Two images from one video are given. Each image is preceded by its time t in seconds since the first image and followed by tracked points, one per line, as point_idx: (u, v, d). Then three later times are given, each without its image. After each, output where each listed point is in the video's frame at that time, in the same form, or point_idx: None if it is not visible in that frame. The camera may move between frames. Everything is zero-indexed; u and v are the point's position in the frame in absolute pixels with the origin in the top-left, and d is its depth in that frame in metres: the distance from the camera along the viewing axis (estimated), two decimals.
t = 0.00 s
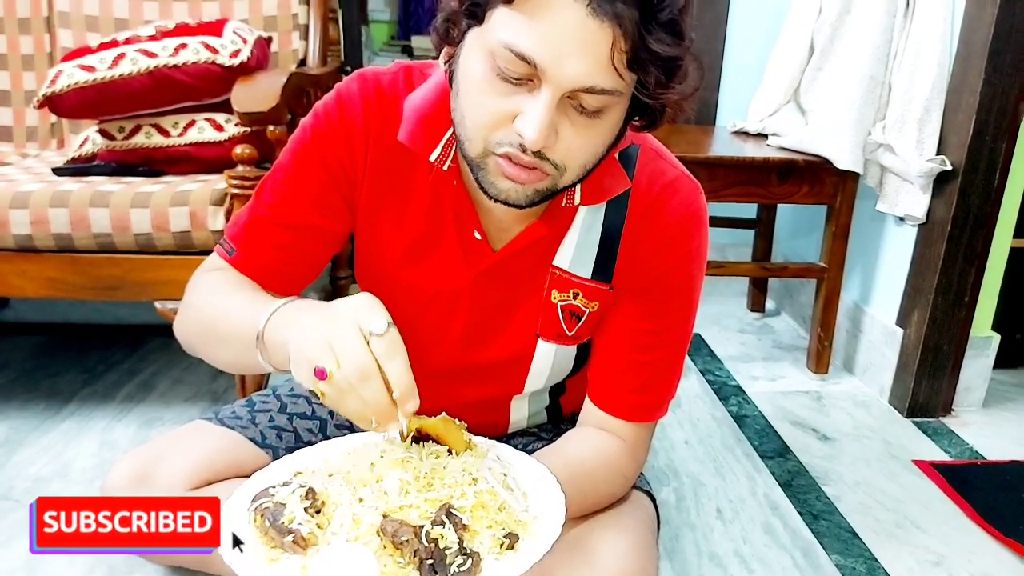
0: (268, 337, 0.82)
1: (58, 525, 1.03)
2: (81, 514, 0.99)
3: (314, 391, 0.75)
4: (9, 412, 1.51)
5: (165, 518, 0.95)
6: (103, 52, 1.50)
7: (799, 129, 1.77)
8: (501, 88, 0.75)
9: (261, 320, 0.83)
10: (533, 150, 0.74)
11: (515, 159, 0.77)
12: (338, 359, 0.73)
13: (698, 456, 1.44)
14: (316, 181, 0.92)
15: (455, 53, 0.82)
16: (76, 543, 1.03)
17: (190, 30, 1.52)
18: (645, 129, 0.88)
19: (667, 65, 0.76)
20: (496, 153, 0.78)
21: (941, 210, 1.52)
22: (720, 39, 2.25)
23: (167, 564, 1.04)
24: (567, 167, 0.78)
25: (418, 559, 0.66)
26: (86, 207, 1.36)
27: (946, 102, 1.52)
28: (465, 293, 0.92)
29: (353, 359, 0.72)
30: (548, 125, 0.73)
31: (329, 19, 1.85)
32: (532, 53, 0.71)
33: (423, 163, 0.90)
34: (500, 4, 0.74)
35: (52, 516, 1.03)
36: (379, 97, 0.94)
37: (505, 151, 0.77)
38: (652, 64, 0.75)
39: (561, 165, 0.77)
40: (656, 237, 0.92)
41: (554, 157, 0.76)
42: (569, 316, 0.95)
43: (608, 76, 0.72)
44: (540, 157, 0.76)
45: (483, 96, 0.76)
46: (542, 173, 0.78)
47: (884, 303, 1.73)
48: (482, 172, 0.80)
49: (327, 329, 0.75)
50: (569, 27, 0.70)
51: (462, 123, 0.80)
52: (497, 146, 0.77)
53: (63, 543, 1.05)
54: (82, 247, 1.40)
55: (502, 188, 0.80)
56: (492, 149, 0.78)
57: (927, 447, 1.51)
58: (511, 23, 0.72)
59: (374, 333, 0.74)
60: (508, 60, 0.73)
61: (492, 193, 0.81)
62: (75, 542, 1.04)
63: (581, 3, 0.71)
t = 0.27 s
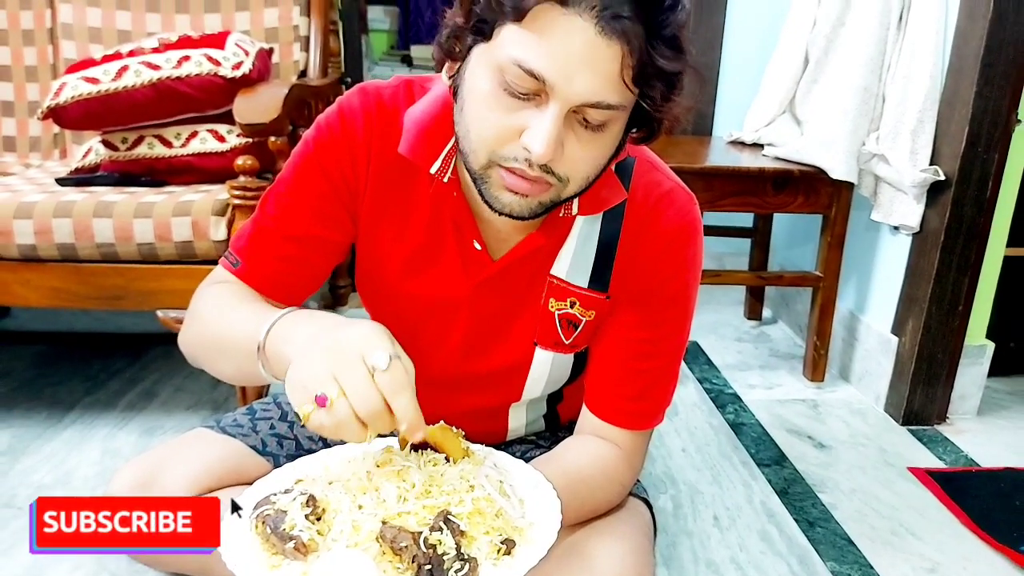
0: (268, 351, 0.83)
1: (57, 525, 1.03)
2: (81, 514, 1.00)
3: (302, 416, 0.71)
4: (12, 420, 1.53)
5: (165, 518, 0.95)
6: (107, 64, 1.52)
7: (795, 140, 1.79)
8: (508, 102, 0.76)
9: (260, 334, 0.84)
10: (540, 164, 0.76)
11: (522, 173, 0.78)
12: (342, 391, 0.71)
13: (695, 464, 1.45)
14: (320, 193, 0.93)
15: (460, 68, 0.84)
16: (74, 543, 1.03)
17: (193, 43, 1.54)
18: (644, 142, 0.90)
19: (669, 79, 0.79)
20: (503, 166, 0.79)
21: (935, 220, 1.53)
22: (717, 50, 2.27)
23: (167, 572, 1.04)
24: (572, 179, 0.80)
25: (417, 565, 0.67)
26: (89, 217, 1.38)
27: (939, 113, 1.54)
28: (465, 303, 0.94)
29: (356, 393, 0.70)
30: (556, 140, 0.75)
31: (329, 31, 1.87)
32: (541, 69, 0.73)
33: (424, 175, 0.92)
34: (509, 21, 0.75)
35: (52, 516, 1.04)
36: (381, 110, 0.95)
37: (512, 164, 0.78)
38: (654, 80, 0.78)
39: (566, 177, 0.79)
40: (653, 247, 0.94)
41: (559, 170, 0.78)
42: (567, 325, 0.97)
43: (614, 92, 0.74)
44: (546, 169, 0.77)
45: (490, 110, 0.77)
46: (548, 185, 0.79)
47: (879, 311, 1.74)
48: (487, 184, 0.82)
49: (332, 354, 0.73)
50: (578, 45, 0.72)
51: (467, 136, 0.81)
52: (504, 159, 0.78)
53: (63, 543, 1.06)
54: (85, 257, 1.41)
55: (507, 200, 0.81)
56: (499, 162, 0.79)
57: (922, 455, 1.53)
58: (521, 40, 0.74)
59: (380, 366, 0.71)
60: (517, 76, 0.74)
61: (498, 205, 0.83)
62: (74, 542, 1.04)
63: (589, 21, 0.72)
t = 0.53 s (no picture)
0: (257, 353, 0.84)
1: (57, 525, 1.11)
2: (81, 515, 1.07)
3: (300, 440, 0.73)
4: (12, 423, 1.53)
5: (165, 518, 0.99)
6: (107, 70, 1.53)
7: (789, 143, 1.81)
8: (499, 109, 0.78)
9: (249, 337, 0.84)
10: (529, 170, 0.77)
11: (511, 179, 0.80)
12: (328, 422, 0.70)
13: (691, 466, 1.47)
14: (319, 199, 0.94)
15: (456, 74, 0.85)
16: (75, 542, 1.10)
17: (192, 48, 1.55)
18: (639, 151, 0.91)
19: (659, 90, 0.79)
20: (493, 172, 0.80)
21: (928, 223, 1.55)
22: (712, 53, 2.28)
23: (168, 573, 1.05)
24: (561, 185, 0.81)
25: (419, 563, 0.69)
26: (89, 222, 1.39)
27: (932, 117, 1.55)
28: (464, 307, 0.95)
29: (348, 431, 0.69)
30: (544, 147, 0.76)
31: (327, 36, 1.88)
32: (530, 77, 0.74)
33: (423, 181, 0.93)
34: (501, 29, 0.76)
35: (52, 516, 1.12)
36: (380, 117, 0.97)
37: (502, 170, 0.79)
38: (642, 90, 0.79)
39: (556, 184, 0.80)
40: (649, 252, 0.95)
41: (549, 176, 0.79)
42: (565, 329, 0.98)
43: (602, 101, 0.75)
44: (536, 176, 0.78)
45: (482, 117, 0.79)
46: (537, 191, 0.80)
47: (873, 313, 1.76)
48: (479, 189, 0.83)
49: (318, 376, 0.72)
50: (567, 54, 0.73)
51: (461, 141, 0.83)
52: (495, 165, 0.80)
53: (62, 543, 1.12)
54: (85, 261, 1.42)
55: (498, 205, 0.83)
56: (490, 168, 0.80)
57: (916, 456, 1.54)
58: (511, 48, 0.75)
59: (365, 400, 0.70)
60: (507, 83, 0.76)
61: (489, 209, 0.84)
62: (74, 542, 1.11)
63: (578, 30, 0.73)
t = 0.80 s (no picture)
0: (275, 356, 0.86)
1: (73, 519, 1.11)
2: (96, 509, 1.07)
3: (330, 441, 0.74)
4: (19, 423, 1.55)
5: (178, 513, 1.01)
6: (113, 72, 1.54)
7: (792, 142, 1.81)
8: (496, 105, 0.79)
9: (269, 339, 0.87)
10: (527, 165, 0.78)
11: (509, 174, 0.80)
12: (372, 427, 0.73)
13: (695, 463, 1.47)
14: (322, 200, 0.95)
15: (455, 75, 0.86)
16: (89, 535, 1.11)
17: (198, 50, 1.56)
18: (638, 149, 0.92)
19: (654, 84, 0.80)
20: (492, 168, 0.81)
21: (930, 221, 1.55)
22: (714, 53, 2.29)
23: (175, 570, 1.06)
24: (560, 181, 0.81)
25: (421, 561, 0.70)
26: (96, 222, 1.40)
27: (933, 117, 1.55)
28: (466, 306, 0.96)
29: (392, 434, 0.72)
30: (542, 141, 0.76)
31: (331, 37, 1.89)
32: (526, 72, 0.75)
33: (426, 181, 0.94)
34: (497, 26, 0.77)
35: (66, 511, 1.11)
36: (383, 119, 0.98)
37: (500, 166, 0.80)
38: (636, 84, 0.79)
39: (555, 180, 0.81)
40: (651, 251, 0.95)
41: (547, 171, 0.80)
42: (567, 327, 0.99)
43: (598, 94, 0.76)
44: (533, 171, 0.79)
45: (480, 114, 0.80)
46: (536, 187, 0.81)
47: (877, 311, 1.76)
48: (478, 186, 0.84)
49: (369, 387, 0.76)
50: (562, 48, 0.74)
51: (460, 139, 0.83)
52: (493, 161, 0.80)
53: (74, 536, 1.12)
54: (93, 262, 1.43)
55: (497, 202, 0.83)
56: (488, 165, 0.81)
57: (919, 453, 1.54)
58: (507, 44, 0.76)
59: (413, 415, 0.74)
60: (504, 79, 0.77)
61: (488, 206, 0.85)
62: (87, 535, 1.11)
63: (572, 25, 0.74)
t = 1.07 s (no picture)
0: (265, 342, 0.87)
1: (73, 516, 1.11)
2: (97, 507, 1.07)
3: (322, 428, 0.75)
4: (22, 422, 1.55)
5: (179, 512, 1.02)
6: (116, 73, 1.55)
7: (793, 144, 1.81)
8: (500, 95, 0.79)
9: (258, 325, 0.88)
10: (531, 152, 0.77)
11: (513, 164, 0.79)
12: (358, 416, 0.74)
13: (695, 464, 1.47)
14: (324, 200, 0.96)
15: (456, 72, 0.87)
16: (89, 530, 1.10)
17: (201, 52, 1.57)
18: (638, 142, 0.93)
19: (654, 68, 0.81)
20: (494, 160, 0.80)
21: (931, 222, 1.55)
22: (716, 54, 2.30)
23: (176, 569, 1.06)
24: (564, 173, 0.80)
25: (418, 558, 0.70)
26: (99, 223, 1.40)
27: (936, 117, 1.55)
28: (467, 305, 0.96)
29: (380, 426, 0.72)
30: (545, 127, 0.76)
31: (334, 38, 1.89)
32: (529, 56, 0.76)
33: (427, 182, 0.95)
34: (498, 16, 0.79)
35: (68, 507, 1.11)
36: (384, 120, 0.98)
37: (503, 156, 0.80)
38: (637, 69, 0.80)
39: (560, 170, 0.80)
40: (651, 250, 0.96)
41: (552, 160, 0.79)
42: (567, 328, 0.99)
43: (600, 79, 0.77)
44: (539, 159, 0.78)
45: (482, 104, 0.80)
46: (541, 177, 0.80)
47: (878, 312, 1.76)
48: (481, 180, 0.83)
49: (356, 375, 0.75)
50: (563, 33, 0.75)
51: (462, 133, 0.83)
52: (497, 152, 0.80)
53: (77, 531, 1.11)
54: (95, 262, 1.44)
55: (500, 195, 0.82)
56: (492, 155, 0.80)
57: (920, 454, 1.54)
58: (510, 33, 0.78)
59: (399, 403, 0.74)
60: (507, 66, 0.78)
61: (492, 200, 0.83)
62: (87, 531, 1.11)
63: (573, 10, 0.76)
